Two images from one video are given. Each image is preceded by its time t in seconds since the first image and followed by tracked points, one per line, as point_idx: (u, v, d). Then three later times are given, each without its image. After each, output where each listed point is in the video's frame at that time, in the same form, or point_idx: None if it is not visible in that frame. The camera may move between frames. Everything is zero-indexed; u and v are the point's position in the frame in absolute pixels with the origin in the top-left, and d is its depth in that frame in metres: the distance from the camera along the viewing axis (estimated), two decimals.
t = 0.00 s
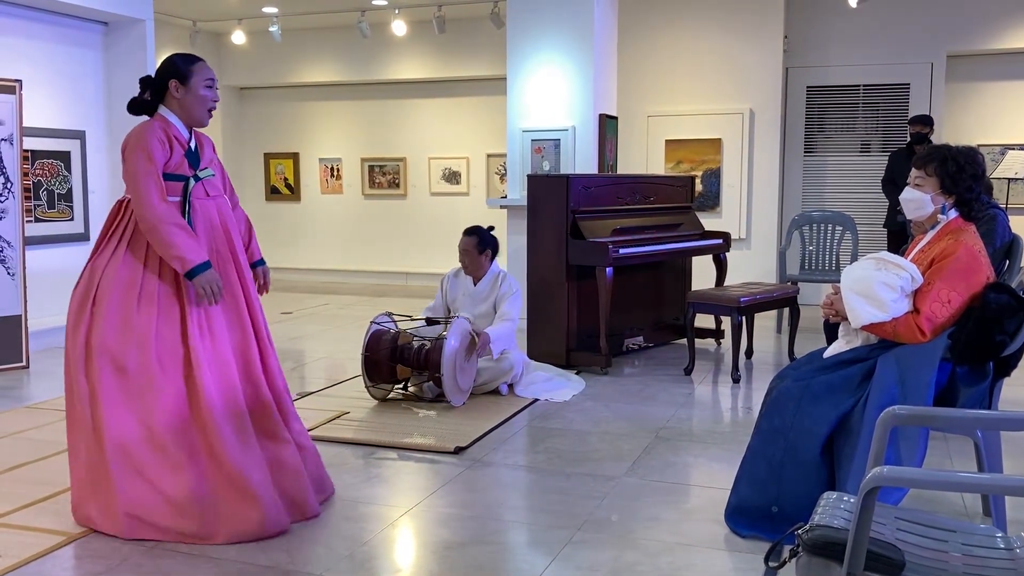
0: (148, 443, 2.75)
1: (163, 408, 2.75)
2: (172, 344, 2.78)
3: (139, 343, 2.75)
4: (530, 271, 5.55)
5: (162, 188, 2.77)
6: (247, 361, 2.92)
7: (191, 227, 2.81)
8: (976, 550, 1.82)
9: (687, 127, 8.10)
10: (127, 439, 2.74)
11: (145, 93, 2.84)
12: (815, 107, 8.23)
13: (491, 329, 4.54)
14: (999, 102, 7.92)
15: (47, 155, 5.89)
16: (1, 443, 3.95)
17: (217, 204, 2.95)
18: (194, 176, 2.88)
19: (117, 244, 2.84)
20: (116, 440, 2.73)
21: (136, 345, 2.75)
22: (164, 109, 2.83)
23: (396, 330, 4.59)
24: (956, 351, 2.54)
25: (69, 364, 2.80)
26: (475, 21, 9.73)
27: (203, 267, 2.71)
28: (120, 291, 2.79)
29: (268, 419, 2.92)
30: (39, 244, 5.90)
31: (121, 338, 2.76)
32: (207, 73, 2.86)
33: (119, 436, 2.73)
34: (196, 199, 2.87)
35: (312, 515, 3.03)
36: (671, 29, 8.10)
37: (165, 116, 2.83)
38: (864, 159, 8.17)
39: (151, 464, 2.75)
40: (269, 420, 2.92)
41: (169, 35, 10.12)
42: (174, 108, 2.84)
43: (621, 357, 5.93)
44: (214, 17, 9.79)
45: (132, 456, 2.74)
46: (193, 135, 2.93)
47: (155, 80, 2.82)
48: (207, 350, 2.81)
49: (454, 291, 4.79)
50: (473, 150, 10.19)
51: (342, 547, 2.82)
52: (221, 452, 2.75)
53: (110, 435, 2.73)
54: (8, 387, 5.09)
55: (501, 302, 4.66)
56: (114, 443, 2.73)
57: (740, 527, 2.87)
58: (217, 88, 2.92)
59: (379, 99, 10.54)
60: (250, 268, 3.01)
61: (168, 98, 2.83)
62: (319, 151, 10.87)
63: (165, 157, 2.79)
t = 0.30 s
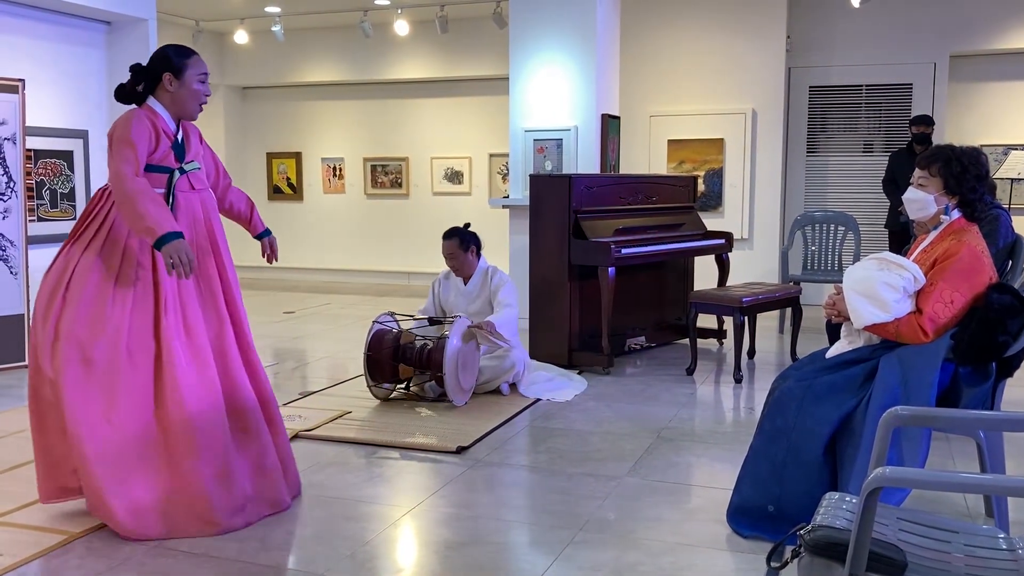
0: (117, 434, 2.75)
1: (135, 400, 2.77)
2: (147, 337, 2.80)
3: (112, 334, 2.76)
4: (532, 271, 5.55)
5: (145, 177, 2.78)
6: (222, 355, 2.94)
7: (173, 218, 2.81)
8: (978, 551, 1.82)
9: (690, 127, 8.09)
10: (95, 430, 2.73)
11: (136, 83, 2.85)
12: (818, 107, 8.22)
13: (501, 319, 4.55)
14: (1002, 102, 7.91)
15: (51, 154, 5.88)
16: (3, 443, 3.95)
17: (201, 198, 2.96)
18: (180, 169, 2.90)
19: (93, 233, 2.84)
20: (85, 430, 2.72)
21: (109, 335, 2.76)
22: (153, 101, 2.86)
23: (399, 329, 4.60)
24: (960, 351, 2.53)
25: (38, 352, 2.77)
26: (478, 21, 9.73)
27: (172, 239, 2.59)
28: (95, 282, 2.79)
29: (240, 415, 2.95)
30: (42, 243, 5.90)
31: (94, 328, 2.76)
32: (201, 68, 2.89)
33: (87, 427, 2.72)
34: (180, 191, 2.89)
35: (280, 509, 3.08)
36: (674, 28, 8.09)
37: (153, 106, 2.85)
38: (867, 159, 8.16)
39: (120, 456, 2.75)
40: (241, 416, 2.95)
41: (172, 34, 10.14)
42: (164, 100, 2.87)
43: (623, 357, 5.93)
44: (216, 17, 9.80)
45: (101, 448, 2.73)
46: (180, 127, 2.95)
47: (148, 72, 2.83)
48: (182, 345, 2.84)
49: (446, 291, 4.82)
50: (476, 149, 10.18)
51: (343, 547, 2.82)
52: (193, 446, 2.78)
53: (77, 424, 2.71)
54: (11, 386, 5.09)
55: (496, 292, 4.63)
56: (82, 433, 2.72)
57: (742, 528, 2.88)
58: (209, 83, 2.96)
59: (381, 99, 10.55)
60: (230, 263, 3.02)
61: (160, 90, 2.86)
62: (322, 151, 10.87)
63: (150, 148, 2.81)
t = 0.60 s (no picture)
0: (95, 437, 2.74)
1: (114, 403, 2.75)
2: (128, 339, 2.77)
3: (94, 336, 2.74)
4: (535, 270, 5.55)
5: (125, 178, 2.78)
6: (203, 356, 2.93)
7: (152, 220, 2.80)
8: (981, 551, 1.82)
9: (692, 127, 8.08)
10: (73, 433, 2.72)
11: (119, 84, 2.83)
12: (821, 106, 8.22)
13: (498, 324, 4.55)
14: (1006, 102, 7.89)
15: (54, 153, 5.86)
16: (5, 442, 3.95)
17: (183, 199, 2.95)
18: (162, 170, 2.89)
19: (77, 231, 2.83)
20: (63, 433, 2.72)
21: (89, 338, 2.74)
22: (135, 101, 2.83)
23: (402, 328, 4.58)
24: (963, 352, 2.53)
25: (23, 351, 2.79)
26: (481, 20, 9.73)
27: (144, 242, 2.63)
28: (77, 282, 2.78)
29: (220, 417, 2.95)
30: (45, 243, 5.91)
31: (74, 330, 2.75)
32: (184, 69, 2.85)
33: (65, 429, 2.72)
34: (162, 192, 2.88)
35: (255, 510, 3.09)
36: (676, 27, 8.08)
37: (135, 106, 2.83)
38: (870, 159, 8.15)
39: (98, 458, 2.75)
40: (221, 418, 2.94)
41: (175, 33, 10.15)
42: (146, 101, 2.84)
43: (625, 357, 5.93)
44: (220, 16, 9.81)
45: (78, 450, 2.73)
46: (161, 127, 2.93)
47: (130, 72, 2.81)
48: (165, 345, 2.80)
49: (440, 293, 4.80)
50: (478, 149, 10.18)
51: (346, 546, 2.82)
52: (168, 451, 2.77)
53: (57, 426, 2.72)
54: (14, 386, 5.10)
55: (490, 293, 4.64)
56: (60, 435, 2.72)
57: (745, 528, 2.88)
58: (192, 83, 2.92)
59: (384, 99, 10.55)
60: (215, 263, 3.01)
61: (142, 90, 2.83)
62: (325, 150, 10.88)
63: (131, 150, 2.80)
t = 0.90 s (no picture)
0: (92, 440, 2.73)
1: (110, 407, 2.75)
2: (123, 342, 2.76)
3: (89, 339, 2.72)
4: (538, 269, 5.56)
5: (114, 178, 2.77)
6: (196, 357, 2.95)
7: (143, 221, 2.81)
8: (986, 551, 1.81)
9: (696, 126, 8.08)
10: (70, 437, 2.71)
11: (100, 86, 2.82)
12: (825, 106, 8.21)
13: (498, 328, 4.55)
14: (1011, 102, 7.88)
15: (58, 152, 5.89)
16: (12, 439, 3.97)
17: (171, 198, 2.96)
18: (149, 170, 2.89)
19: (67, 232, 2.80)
20: (59, 438, 2.70)
21: (85, 341, 2.72)
22: (117, 102, 2.84)
23: (404, 327, 4.58)
24: (967, 352, 2.53)
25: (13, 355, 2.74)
26: (484, 20, 9.73)
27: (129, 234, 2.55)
28: (71, 285, 2.75)
29: (213, 416, 2.96)
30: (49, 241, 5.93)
31: (70, 333, 2.72)
32: (164, 67, 2.86)
33: (61, 434, 2.70)
34: (150, 192, 2.87)
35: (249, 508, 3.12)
36: (681, 26, 8.08)
37: (117, 107, 2.83)
38: (874, 158, 8.14)
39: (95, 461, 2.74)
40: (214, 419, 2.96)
41: (179, 32, 10.17)
42: (128, 101, 2.84)
43: (629, 356, 5.93)
44: (224, 15, 9.82)
45: (74, 453, 2.72)
46: (145, 127, 2.93)
47: (110, 74, 2.80)
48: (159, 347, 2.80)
49: (438, 296, 4.79)
50: (482, 149, 10.19)
51: (350, 545, 2.83)
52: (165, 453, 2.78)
53: (53, 432, 2.68)
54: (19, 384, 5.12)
55: (489, 293, 4.64)
56: (55, 439, 2.69)
57: (749, 527, 2.87)
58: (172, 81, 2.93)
59: (388, 97, 10.55)
60: (205, 262, 3.02)
61: (123, 91, 2.83)
62: (328, 149, 10.89)
63: (117, 151, 2.80)
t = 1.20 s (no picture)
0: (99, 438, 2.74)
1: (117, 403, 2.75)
2: (128, 338, 2.77)
3: (96, 336, 2.73)
4: (541, 268, 5.56)
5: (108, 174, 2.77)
6: (199, 354, 2.96)
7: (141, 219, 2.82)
8: (991, 550, 1.81)
9: (700, 125, 8.08)
10: (77, 434, 2.71)
11: (89, 88, 2.83)
12: (828, 105, 8.20)
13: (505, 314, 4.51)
14: (1015, 101, 7.86)
15: (60, 151, 5.99)
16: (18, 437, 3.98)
17: (166, 194, 2.96)
18: (144, 166, 2.89)
19: (66, 229, 2.78)
20: (66, 435, 2.69)
21: (92, 337, 2.73)
22: (107, 99, 2.83)
23: (410, 326, 4.60)
24: (971, 351, 2.53)
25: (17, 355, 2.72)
26: (487, 19, 9.72)
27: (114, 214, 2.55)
28: (75, 281, 2.75)
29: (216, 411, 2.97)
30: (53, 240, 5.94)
31: (76, 330, 2.72)
32: (148, 60, 2.86)
33: (67, 431, 2.70)
34: (147, 188, 2.88)
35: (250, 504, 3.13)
36: (684, 25, 8.07)
37: (106, 103, 2.83)
38: (878, 158, 8.12)
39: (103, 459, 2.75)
40: (218, 414, 2.97)
41: (183, 32, 10.18)
42: (116, 98, 2.85)
43: (632, 356, 5.93)
44: (227, 15, 9.83)
45: (82, 450, 2.73)
46: (134, 123, 2.93)
47: (97, 73, 2.81)
48: (162, 342, 2.82)
49: (439, 296, 4.78)
50: (485, 148, 10.19)
51: (353, 543, 2.83)
52: (172, 448, 2.80)
53: (61, 430, 2.68)
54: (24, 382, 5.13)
55: (492, 291, 4.65)
56: (62, 437, 2.69)
57: (751, 527, 2.86)
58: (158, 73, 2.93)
59: (391, 97, 10.56)
60: (202, 257, 3.03)
61: (111, 89, 2.84)
62: (331, 149, 10.89)
63: (111, 149, 2.80)
